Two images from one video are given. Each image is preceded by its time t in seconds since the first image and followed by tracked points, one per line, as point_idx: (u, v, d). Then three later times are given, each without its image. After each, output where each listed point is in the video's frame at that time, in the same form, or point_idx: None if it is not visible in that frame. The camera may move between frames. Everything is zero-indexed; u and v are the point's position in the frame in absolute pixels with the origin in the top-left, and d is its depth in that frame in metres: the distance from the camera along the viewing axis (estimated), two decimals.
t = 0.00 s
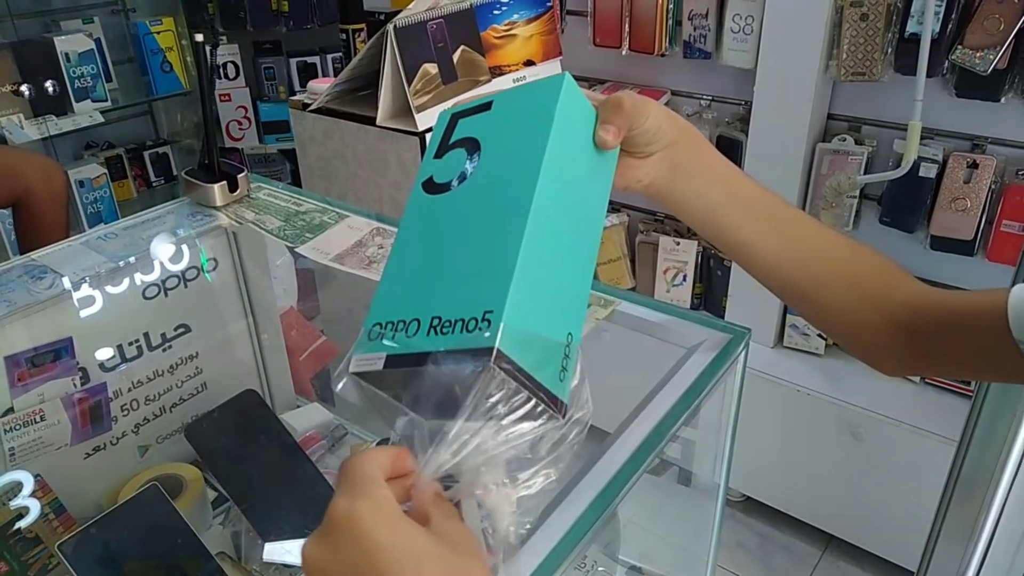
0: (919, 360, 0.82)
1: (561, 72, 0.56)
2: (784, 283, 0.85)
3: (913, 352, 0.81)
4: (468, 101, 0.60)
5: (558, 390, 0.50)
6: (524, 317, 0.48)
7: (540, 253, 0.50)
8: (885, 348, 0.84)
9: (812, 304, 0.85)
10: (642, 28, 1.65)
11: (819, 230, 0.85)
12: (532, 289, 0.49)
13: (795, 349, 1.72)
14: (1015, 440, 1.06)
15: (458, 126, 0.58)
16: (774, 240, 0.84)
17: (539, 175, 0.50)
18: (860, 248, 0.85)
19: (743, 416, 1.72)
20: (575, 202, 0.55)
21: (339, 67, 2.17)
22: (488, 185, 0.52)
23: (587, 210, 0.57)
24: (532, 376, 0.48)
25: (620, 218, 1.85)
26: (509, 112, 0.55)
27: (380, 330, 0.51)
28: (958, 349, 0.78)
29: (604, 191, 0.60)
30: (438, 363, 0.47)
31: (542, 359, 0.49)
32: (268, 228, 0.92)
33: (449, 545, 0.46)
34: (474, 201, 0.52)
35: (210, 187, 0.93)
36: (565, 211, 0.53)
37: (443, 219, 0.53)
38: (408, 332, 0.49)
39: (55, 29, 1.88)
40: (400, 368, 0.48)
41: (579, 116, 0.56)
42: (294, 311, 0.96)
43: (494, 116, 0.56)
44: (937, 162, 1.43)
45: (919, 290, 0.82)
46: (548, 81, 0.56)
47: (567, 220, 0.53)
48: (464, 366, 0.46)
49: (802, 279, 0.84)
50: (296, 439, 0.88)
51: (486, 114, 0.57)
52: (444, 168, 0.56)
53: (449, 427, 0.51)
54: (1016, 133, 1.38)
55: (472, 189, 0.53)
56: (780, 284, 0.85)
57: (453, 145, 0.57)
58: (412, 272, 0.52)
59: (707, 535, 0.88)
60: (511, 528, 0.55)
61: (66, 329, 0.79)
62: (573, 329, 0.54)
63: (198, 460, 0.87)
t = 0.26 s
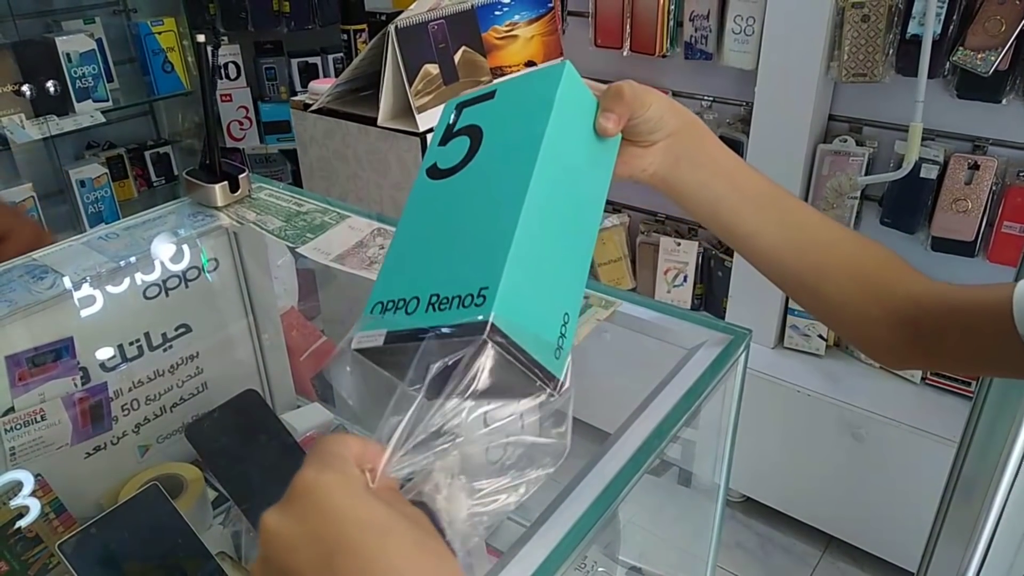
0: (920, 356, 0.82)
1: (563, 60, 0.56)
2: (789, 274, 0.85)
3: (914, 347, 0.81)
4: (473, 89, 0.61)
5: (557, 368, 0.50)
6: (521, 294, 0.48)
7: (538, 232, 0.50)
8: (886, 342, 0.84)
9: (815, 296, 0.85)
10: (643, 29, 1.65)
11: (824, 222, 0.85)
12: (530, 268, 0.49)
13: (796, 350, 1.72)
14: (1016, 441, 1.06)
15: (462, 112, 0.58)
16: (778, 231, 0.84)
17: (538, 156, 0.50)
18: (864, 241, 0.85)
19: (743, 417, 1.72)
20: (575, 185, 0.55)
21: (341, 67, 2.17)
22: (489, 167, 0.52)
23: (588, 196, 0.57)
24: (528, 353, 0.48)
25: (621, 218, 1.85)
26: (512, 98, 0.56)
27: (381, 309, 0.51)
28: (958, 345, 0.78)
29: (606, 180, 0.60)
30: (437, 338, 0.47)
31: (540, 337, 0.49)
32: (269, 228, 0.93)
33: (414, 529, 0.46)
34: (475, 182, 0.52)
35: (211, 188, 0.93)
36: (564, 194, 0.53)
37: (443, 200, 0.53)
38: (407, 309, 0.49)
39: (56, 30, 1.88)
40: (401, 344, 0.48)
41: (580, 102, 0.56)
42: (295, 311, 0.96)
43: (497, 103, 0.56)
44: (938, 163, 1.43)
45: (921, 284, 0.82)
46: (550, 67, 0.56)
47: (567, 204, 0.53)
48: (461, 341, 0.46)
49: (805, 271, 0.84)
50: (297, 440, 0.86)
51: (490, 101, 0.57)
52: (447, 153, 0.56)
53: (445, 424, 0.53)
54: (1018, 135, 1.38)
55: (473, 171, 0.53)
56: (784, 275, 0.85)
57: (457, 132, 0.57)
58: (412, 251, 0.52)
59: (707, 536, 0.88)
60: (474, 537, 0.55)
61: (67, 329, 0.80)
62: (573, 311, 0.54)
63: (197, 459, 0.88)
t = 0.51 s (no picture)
0: (921, 358, 0.81)
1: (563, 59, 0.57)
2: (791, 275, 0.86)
3: (915, 349, 0.81)
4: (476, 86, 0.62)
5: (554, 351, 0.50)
6: (515, 275, 0.47)
7: (536, 217, 0.50)
8: (887, 344, 0.83)
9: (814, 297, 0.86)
10: (642, 32, 1.65)
11: (822, 224, 0.85)
12: (527, 251, 0.49)
13: (794, 354, 1.72)
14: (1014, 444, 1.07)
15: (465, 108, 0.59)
16: (777, 231, 0.85)
17: (536, 144, 0.51)
18: (863, 243, 0.85)
19: (742, 420, 1.72)
20: (576, 175, 0.55)
21: (340, 69, 2.17)
22: (489, 158, 0.52)
23: (588, 187, 0.57)
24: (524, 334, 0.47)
25: (619, 221, 1.86)
26: (513, 94, 0.56)
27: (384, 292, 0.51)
28: (959, 346, 0.77)
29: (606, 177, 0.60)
30: (433, 316, 0.47)
31: (536, 320, 0.49)
32: (268, 230, 0.93)
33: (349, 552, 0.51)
34: (475, 172, 0.52)
35: (211, 190, 0.93)
36: (563, 184, 0.53)
37: (443, 187, 0.53)
38: (407, 291, 0.49)
39: (55, 31, 1.88)
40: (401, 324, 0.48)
41: (580, 99, 0.56)
42: (293, 313, 0.94)
43: (499, 99, 0.57)
44: (936, 167, 1.44)
45: (919, 287, 0.82)
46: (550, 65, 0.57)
47: (566, 195, 0.54)
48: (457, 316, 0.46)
49: (804, 271, 0.85)
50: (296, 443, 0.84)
51: (491, 98, 0.58)
52: (448, 148, 0.57)
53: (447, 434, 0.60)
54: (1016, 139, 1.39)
55: (474, 162, 0.53)
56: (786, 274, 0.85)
57: (459, 128, 0.58)
58: (413, 237, 0.52)
59: (706, 538, 0.88)
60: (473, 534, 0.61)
61: (66, 330, 0.80)
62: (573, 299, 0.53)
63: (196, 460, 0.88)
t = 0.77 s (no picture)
0: (920, 354, 0.80)
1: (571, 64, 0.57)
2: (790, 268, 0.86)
3: (913, 345, 0.80)
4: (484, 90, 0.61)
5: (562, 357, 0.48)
6: (525, 279, 0.46)
7: (544, 220, 0.49)
8: (885, 339, 0.83)
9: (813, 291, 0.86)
10: (640, 32, 1.65)
11: (822, 219, 0.86)
12: (535, 255, 0.48)
13: (790, 354, 1.72)
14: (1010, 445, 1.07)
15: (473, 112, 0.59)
16: (777, 226, 0.85)
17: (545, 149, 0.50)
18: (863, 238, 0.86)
19: (738, 420, 1.72)
20: (582, 180, 0.54)
21: (338, 68, 2.17)
22: (499, 163, 0.52)
23: (594, 190, 0.56)
24: (534, 340, 0.46)
25: (617, 221, 1.86)
26: (522, 97, 0.56)
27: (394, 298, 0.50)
28: (950, 341, 0.77)
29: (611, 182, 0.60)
30: (444, 323, 0.45)
31: (545, 324, 0.47)
32: (266, 230, 0.93)
33: None
34: (486, 176, 0.52)
35: (208, 190, 0.94)
36: (570, 188, 0.52)
37: (454, 190, 0.53)
38: (420, 297, 0.48)
39: (52, 29, 1.87)
40: (412, 330, 0.46)
41: (587, 103, 0.56)
42: (290, 312, 0.95)
43: (507, 102, 0.56)
44: (933, 168, 1.45)
45: (919, 284, 0.81)
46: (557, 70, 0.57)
47: (574, 201, 0.53)
48: (470, 328, 0.45)
49: (804, 265, 0.85)
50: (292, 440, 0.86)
51: (500, 101, 0.57)
52: (458, 149, 0.56)
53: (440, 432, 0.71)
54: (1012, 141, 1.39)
55: (484, 166, 0.52)
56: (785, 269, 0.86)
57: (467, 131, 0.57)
58: (421, 242, 0.51)
59: (702, 539, 0.88)
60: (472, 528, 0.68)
61: (63, 329, 0.80)
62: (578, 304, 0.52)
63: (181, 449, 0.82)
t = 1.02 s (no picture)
0: (921, 356, 0.81)
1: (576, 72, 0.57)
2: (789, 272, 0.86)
3: (914, 347, 0.81)
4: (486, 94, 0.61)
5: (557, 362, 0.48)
6: (521, 286, 0.46)
7: (543, 227, 0.49)
8: (885, 342, 0.83)
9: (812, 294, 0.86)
10: (639, 33, 1.65)
11: (822, 222, 0.86)
12: (532, 262, 0.48)
13: (789, 355, 1.72)
14: (1009, 445, 1.07)
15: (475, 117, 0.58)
16: (776, 231, 0.85)
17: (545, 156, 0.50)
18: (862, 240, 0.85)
19: (738, 421, 1.72)
20: (581, 186, 0.54)
21: (337, 69, 2.17)
22: (500, 169, 0.52)
23: (594, 197, 0.56)
24: (530, 346, 0.46)
25: (616, 222, 1.86)
26: (524, 103, 0.56)
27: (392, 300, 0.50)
28: (951, 346, 0.77)
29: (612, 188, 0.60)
30: (442, 327, 0.45)
31: (544, 331, 0.47)
32: (265, 231, 0.93)
33: None
34: (487, 181, 0.52)
35: (208, 191, 0.94)
36: (569, 195, 0.52)
37: (454, 194, 0.53)
38: (419, 300, 0.48)
39: (51, 30, 1.88)
40: (410, 332, 0.47)
41: (589, 111, 0.56)
42: (289, 315, 0.93)
43: (510, 107, 0.56)
44: (931, 169, 1.45)
45: (920, 287, 0.82)
46: (559, 78, 0.56)
47: (574, 207, 0.53)
48: (466, 332, 0.45)
49: (807, 270, 0.85)
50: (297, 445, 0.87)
51: (503, 105, 0.57)
52: (461, 153, 0.56)
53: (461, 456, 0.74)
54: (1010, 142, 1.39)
55: (486, 171, 0.52)
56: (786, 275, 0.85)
57: (470, 134, 0.57)
58: (419, 247, 0.51)
59: (702, 539, 0.88)
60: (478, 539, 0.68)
61: (62, 330, 0.79)
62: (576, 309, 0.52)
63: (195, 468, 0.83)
